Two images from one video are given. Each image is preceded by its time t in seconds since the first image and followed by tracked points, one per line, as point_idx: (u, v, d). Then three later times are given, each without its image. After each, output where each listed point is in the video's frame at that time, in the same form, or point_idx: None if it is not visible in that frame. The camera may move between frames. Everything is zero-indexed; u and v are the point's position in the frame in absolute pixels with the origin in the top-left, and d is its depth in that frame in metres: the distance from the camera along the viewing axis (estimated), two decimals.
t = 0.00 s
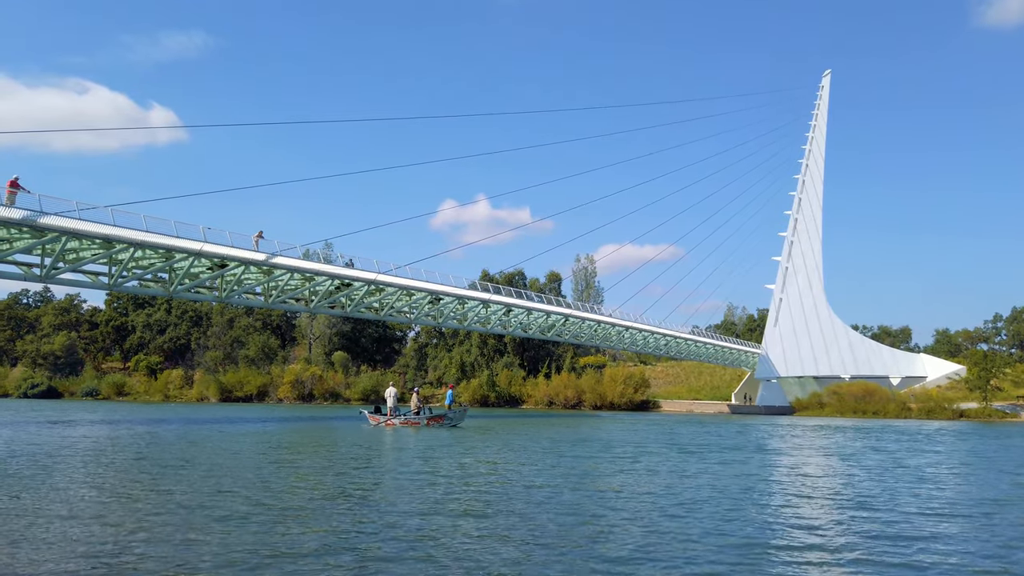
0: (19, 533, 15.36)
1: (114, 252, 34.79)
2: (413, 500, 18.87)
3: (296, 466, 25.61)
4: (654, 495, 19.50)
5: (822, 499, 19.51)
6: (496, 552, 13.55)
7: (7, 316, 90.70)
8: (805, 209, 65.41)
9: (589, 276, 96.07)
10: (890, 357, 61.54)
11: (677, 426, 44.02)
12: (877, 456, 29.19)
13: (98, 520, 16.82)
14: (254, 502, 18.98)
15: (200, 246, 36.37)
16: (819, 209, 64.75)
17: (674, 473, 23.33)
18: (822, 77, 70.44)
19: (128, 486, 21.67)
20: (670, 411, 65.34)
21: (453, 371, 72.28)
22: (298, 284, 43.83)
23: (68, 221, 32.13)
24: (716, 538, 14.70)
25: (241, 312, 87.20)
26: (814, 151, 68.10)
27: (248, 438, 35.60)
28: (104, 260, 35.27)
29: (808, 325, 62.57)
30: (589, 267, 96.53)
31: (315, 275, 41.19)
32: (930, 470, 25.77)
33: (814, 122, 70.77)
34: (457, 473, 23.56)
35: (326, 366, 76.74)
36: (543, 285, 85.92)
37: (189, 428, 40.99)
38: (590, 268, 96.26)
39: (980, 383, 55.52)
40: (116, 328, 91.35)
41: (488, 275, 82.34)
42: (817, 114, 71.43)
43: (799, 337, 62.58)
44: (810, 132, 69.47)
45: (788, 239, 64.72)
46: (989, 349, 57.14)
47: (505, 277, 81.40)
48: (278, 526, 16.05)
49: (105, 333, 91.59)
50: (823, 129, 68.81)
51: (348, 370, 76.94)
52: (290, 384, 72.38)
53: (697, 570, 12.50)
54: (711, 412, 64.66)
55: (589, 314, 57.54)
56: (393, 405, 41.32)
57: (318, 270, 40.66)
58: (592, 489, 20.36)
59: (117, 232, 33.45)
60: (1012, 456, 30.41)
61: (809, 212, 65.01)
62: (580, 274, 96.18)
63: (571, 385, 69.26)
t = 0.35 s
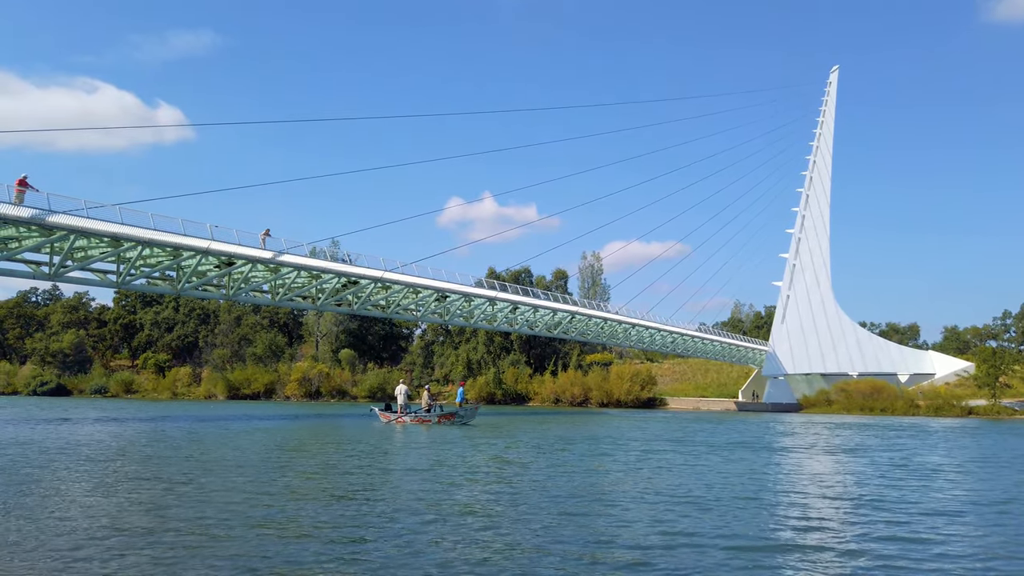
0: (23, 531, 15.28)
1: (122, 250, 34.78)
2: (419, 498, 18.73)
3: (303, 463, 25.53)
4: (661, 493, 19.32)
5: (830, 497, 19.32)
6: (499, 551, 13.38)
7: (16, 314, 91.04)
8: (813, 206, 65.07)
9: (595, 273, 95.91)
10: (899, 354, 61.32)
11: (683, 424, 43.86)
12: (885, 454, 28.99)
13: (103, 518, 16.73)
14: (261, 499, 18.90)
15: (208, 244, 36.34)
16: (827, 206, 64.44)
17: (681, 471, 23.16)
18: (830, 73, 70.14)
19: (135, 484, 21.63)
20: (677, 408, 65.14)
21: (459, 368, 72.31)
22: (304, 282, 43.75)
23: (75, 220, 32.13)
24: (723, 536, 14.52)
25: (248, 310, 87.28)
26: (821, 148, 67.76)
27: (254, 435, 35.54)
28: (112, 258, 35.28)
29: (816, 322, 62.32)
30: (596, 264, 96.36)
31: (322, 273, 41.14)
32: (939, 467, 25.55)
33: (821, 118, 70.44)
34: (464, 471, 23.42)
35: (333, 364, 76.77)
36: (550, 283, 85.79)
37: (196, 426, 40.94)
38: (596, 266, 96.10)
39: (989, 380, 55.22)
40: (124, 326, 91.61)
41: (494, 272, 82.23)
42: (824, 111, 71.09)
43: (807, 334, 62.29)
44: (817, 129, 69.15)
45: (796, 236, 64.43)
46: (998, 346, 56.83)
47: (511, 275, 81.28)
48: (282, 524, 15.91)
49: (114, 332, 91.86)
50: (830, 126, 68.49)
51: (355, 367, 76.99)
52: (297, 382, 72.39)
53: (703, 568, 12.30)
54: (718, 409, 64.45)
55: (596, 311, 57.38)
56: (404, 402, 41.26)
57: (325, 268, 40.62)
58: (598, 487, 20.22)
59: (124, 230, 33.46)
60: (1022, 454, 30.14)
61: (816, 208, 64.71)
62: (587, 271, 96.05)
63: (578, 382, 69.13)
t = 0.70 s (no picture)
0: (29, 531, 15.28)
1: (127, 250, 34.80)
2: (423, 498, 18.66)
3: (306, 463, 25.52)
4: (665, 493, 19.27)
5: (833, 496, 19.31)
6: (503, 550, 13.41)
7: (21, 314, 91.18)
8: (816, 205, 64.95)
9: (599, 272, 95.82)
10: (903, 354, 61.22)
11: (687, 423, 43.80)
12: (889, 453, 28.93)
13: (110, 517, 16.73)
14: (265, 499, 18.88)
15: (212, 244, 36.33)
16: (830, 205, 64.30)
17: (683, 471, 23.13)
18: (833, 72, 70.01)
19: (140, 483, 21.65)
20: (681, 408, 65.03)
21: (463, 368, 72.35)
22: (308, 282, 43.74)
23: (80, 220, 32.16)
24: (726, 535, 14.52)
25: (251, 310, 87.35)
26: (825, 146, 67.61)
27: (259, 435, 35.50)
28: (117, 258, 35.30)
29: (820, 321, 62.19)
30: (599, 264, 96.28)
31: (326, 273, 41.14)
32: (942, 466, 25.51)
33: (825, 117, 70.29)
34: (468, 471, 23.36)
35: (337, 364, 76.79)
36: (553, 283, 85.75)
37: (200, 426, 40.90)
38: (599, 265, 96.03)
39: (994, 379, 55.01)
40: (129, 326, 91.77)
41: (498, 272, 82.20)
42: (828, 109, 70.93)
43: (810, 334, 62.19)
44: (821, 128, 69.00)
45: (799, 235, 64.29)
46: (1003, 345, 56.59)
47: (514, 275, 81.23)
48: (284, 523, 15.89)
49: (118, 332, 91.98)
50: (834, 125, 68.35)
51: (359, 367, 77.02)
52: (301, 381, 72.42)
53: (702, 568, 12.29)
54: (722, 408, 64.35)
55: (600, 311, 57.32)
56: (412, 402, 41.16)
57: (329, 268, 40.64)
58: (602, 486, 20.14)
59: (129, 231, 33.47)
60: None
61: (820, 207, 64.58)
62: (590, 270, 95.99)
63: (581, 381, 69.08)
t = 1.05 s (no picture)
0: (32, 530, 15.26)
1: (131, 250, 34.79)
2: (427, 497, 18.65)
3: (310, 463, 25.48)
4: (669, 493, 19.18)
5: (838, 497, 19.21)
6: (506, 550, 13.32)
7: (26, 314, 91.39)
8: (821, 204, 64.75)
9: (602, 272, 95.76)
10: (907, 353, 61.09)
11: (692, 424, 43.73)
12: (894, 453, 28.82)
13: (113, 517, 16.69)
14: (270, 497, 18.92)
15: (216, 245, 36.33)
16: (835, 204, 64.11)
17: (687, 471, 23.03)
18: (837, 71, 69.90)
19: (144, 483, 21.65)
20: (685, 407, 64.94)
21: (467, 368, 72.39)
22: (312, 282, 43.74)
23: (84, 220, 32.15)
24: (730, 535, 14.42)
25: (255, 310, 87.43)
26: (829, 146, 67.44)
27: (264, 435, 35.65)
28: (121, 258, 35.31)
29: (824, 321, 62.06)
30: (602, 263, 96.20)
31: (329, 273, 41.14)
32: (948, 467, 25.40)
33: (829, 116, 70.11)
34: (472, 470, 23.34)
35: (341, 364, 76.81)
36: (556, 283, 85.71)
37: (206, 426, 41.07)
38: (603, 265, 95.95)
39: (998, 378, 54.81)
40: (133, 327, 91.95)
41: (501, 272, 82.21)
42: (832, 108, 70.76)
43: (814, 333, 62.02)
44: (825, 127, 68.81)
45: (803, 234, 64.12)
46: (1008, 345, 56.37)
47: (518, 275, 81.20)
48: (287, 523, 15.83)
49: (123, 332, 92.09)
50: (838, 124, 68.15)
51: (363, 367, 77.01)
52: (305, 382, 72.44)
53: (706, 568, 12.21)
54: (726, 408, 64.27)
55: (603, 311, 57.27)
56: (420, 402, 41.09)
57: (332, 268, 40.62)
58: (606, 486, 20.10)
59: (133, 231, 33.49)
60: None
61: (824, 207, 64.41)
62: (594, 270, 95.96)
63: (585, 381, 68.99)
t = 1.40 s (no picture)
0: (36, 531, 15.26)
1: (135, 251, 34.78)
2: (430, 497, 18.66)
3: (313, 463, 25.47)
4: (673, 493, 19.12)
5: (842, 497, 19.15)
6: (509, 551, 13.27)
7: (30, 314, 91.51)
8: (824, 204, 64.61)
9: (605, 272, 95.71)
10: (911, 353, 60.95)
11: (695, 424, 43.75)
12: (899, 453, 28.77)
13: (116, 517, 16.67)
14: (273, 497, 18.92)
15: (219, 245, 36.33)
16: (838, 204, 64.01)
17: (691, 471, 22.96)
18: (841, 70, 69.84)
19: (149, 483, 21.66)
20: (689, 407, 64.85)
21: (470, 368, 72.35)
22: (315, 282, 43.71)
23: (89, 221, 32.17)
24: (734, 535, 14.37)
25: (259, 310, 87.47)
26: (832, 145, 67.35)
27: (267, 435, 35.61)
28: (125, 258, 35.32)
29: (828, 321, 61.94)
30: (606, 263, 96.15)
31: (333, 273, 41.10)
32: (952, 467, 25.30)
33: (832, 115, 70.01)
34: (476, 470, 23.31)
35: (344, 364, 76.80)
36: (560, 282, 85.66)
37: (208, 426, 41.10)
38: (606, 265, 95.90)
39: (1003, 377, 54.67)
40: (137, 327, 92.08)
41: (504, 272, 82.22)
42: (835, 108, 70.66)
43: (818, 333, 61.87)
44: (828, 126, 68.72)
45: (807, 234, 64.00)
46: (1013, 344, 56.21)
47: (521, 274, 81.21)
48: (290, 523, 15.79)
49: (127, 332, 92.20)
50: (841, 123, 68.04)
51: (366, 367, 77.00)
52: (308, 382, 72.49)
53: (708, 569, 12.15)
54: (729, 408, 64.18)
55: (606, 310, 57.18)
56: (427, 402, 41.06)
57: (335, 268, 40.59)
58: (610, 486, 20.09)
59: (137, 232, 33.51)
60: None
61: (827, 206, 64.31)
62: (597, 270, 95.93)
63: (589, 381, 68.91)
